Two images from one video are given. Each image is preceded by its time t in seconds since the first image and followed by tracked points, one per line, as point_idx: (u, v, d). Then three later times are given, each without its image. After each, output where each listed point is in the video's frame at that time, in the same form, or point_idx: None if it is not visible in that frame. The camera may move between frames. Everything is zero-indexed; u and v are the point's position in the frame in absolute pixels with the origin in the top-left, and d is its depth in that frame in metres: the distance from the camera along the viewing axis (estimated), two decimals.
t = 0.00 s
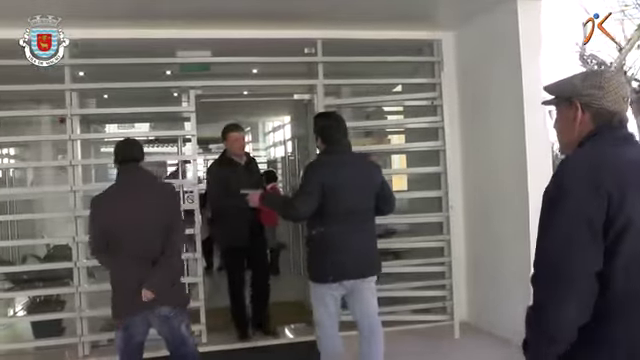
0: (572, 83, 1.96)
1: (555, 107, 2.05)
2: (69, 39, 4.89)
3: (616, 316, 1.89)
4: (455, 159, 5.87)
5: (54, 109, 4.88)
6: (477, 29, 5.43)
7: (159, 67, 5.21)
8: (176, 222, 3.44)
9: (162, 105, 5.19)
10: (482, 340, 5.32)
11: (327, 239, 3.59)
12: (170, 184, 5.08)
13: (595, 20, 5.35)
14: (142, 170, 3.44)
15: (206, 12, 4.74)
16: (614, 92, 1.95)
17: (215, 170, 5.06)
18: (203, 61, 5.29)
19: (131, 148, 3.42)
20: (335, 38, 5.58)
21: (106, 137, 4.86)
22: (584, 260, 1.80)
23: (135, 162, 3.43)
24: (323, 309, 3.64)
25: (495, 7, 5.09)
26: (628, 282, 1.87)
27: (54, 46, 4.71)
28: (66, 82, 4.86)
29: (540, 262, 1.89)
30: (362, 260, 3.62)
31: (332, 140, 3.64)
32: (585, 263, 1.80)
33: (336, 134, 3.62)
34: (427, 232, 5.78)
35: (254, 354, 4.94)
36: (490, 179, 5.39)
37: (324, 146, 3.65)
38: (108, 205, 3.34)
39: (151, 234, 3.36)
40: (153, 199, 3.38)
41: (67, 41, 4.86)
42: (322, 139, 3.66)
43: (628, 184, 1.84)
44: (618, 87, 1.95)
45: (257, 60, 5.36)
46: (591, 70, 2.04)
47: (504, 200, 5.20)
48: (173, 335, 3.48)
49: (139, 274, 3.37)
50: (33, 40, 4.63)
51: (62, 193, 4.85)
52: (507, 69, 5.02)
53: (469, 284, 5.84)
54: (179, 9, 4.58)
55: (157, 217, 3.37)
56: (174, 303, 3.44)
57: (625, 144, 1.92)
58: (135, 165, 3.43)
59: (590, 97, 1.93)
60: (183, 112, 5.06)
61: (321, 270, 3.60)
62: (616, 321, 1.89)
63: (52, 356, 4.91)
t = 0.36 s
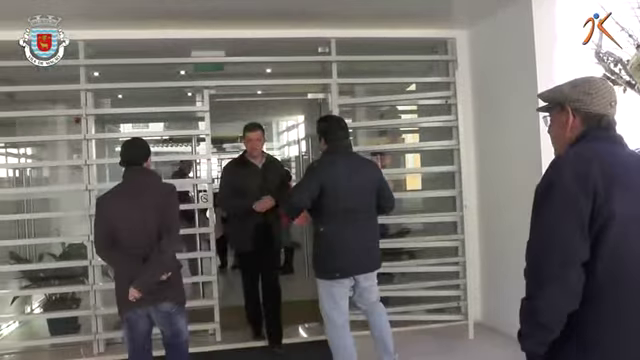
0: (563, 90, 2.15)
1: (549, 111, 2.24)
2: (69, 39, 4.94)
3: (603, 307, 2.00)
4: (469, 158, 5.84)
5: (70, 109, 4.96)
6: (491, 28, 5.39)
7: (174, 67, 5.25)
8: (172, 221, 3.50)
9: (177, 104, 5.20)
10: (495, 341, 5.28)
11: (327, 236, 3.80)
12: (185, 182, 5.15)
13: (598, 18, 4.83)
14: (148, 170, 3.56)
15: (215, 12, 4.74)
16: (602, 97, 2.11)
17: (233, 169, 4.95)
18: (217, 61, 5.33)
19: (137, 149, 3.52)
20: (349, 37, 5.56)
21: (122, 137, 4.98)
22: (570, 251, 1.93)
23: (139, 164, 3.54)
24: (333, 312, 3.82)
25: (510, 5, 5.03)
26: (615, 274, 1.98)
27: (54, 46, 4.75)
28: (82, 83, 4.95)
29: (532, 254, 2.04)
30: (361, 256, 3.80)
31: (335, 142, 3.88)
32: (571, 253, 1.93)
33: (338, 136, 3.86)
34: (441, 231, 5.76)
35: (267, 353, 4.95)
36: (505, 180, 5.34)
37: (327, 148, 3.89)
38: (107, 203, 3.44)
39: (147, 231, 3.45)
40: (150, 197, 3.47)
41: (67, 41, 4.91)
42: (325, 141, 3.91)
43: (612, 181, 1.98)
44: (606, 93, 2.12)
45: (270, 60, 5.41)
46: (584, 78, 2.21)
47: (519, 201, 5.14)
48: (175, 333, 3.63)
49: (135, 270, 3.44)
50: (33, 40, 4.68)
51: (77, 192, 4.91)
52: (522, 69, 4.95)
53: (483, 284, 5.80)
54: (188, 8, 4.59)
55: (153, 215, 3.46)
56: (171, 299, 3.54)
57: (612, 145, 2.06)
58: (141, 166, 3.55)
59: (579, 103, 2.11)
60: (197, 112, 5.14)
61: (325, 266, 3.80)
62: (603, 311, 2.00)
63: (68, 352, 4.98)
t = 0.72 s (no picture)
0: (520, 99, 2.18)
1: (513, 118, 2.27)
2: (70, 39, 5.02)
3: (548, 315, 2.05)
4: (480, 158, 5.68)
5: (81, 110, 5.04)
6: (500, 26, 5.28)
7: (183, 66, 5.26)
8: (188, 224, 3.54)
9: (187, 104, 5.17)
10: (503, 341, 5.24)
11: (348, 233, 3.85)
12: (196, 181, 5.20)
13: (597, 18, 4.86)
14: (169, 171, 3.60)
15: (221, 12, 4.75)
16: (558, 105, 2.14)
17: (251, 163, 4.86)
18: (227, 60, 5.36)
19: (162, 150, 3.53)
20: (359, 36, 5.54)
21: (131, 136, 5.05)
22: (511, 262, 2.01)
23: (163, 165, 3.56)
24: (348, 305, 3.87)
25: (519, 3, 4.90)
26: (559, 286, 2.02)
27: (53, 46, 4.87)
28: (92, 83, 5.02)
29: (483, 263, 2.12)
30: (373, 253, 3.87)
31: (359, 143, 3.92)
32: (513, 265, 2.01)
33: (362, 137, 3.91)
34: (451, 230, 5.74)
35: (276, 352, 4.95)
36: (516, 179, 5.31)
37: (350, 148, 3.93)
38: (126, 202, 3.44)
39: (164, 233, 3.47)
40: (171, 199, 3.49)
41: (67, 41, 4.98)
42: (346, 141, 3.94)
43: (558, 194, 2.00)
44: (562, 100, 2.14)
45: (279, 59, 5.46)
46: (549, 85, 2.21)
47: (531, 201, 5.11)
48: (174, 332, 3.65)
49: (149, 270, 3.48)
50: (33, 40, 4.79)
51: (86, 191, 4.98)
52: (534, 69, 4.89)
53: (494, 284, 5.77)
54: (194, 8, 4.59)
55: (172, 217, 3.48)
56: (178, 298, 3.60)
57: (567, 157, 2.07)
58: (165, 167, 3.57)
59: (536, 112, 2.14)
60: (208, 111, 5.18)
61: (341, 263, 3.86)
62: (549, 320, 2.05)
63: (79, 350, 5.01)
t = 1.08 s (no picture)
0: (491, 103, 2.34)
1: (484, 123, 2.43)
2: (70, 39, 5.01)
3: (518, 308, 2.19)
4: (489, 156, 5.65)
5: (89, 109, 5.07)
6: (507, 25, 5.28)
7: (191, 67, 5.27)
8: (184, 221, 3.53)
9: (195, 104, 5.25)
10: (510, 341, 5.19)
11: (369, 227, 4.05)
12: (202, 180, 5.19)
13: (598, 17, 4.60)
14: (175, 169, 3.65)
15: (225, 11, 4.74)
16: (525, 108, 2.30)
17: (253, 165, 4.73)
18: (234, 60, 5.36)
19: (168, 148, 3.60)
20: (366, 36, 5.51)
21: (138, 136, 5.03)
22: (482, 257, 2.14)
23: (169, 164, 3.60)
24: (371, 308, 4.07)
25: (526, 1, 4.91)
26: (527, 279, 2.15)
27: (53, 46, 4.85)
28: (100, 83, 5.02)
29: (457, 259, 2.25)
30: (386, 247, 4.07)
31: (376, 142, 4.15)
32: (484, 259, 2.14)
33: (378, 138, 4.14)
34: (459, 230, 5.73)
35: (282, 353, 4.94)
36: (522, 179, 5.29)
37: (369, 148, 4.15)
38: (130, 202, 3.50)
39: (160, 229, 3.48)
40: (166, 197, 3.49)
41: (67, 41, 4.97)
42: (365, 141, 4.15)
43: (525, 193, 2.14)
44: (529, 104, 2.31)
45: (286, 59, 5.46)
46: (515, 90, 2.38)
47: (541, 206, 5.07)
48: (176, 332, 3.66)
49: (146, 268, 3.49)
50: (34, 40, 4.78)
51: (95, 190, 5.00)
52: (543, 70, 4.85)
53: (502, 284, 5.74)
54: (200, 8, 4.60)
55: (167, 215, 3.48)
56: (177, 295, 3.59)
57: (534, 158, 2.22)
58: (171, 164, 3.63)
59: (504, 115, 2.30)
60: (215, 111, 5.18)
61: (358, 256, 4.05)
62: (519, 311, 2.19)
63: (87, 348, 5.04)
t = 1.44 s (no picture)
0: (495, 110, 2.38)
1: (488, 128, 2.47)
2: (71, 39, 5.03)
3: (517, 305, 2.22)
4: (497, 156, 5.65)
5: (98, 109, 5.12)
6: (515, 25, 5.24)
7: (200, 67, 5.30)
8: (145, 215, 3.49)
9: (203, 104, 5.27)
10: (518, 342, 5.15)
11: (376, 224, 4.10)
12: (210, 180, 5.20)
13: (598, 17, 4.65)
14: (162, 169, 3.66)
15: (229, 11, 4.74)
16: (528, 116, 2.35)
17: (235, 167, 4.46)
18: (242, 60, 5.37)
19: (154, 147, 3.62)
20: (374, 35, 5.50)
21: (147, 136, 5.10)
22: (486, 252, 2.17)
23: (152, 164, 3.61)
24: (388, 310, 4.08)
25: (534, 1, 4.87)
26: (528, 276, 2.19)
27: (54, 46, 4.86)
28: (108, 84, 5.05)
29: (461, 254, 2.28)
30: (397, 246, 4.10)
31: (388, 143, 4.16)
32: (487, 254, 2.17)
33: (389, 137, 4.14)
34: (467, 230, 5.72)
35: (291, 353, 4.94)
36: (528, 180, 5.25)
37: (383, 149, 4.15)
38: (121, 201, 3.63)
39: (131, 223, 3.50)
40: (130, 193, 3.53)
41: (68, 42, 5.00)
42: (379, 140, 4.14)
43: (529, 192, 2.18)
44: (533, 112, 2.35)
45: (294, 59, 5.46)
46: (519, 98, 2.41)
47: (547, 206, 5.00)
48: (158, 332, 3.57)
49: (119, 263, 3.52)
50: (34, 40, 4.78)
51: (105, 190, 5.03)
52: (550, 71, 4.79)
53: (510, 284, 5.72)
54: (208, 8, 4.61)
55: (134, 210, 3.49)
56: (148, 291, 3.51)
57: (536, 159, 2.26)
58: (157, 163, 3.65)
59: (508, 121, 2.34)
60: (224, 111, 5.22)
61: (372, 254, 4.08)
62: (517, 308, 2.22)
63: (94, 348, 5.06)
